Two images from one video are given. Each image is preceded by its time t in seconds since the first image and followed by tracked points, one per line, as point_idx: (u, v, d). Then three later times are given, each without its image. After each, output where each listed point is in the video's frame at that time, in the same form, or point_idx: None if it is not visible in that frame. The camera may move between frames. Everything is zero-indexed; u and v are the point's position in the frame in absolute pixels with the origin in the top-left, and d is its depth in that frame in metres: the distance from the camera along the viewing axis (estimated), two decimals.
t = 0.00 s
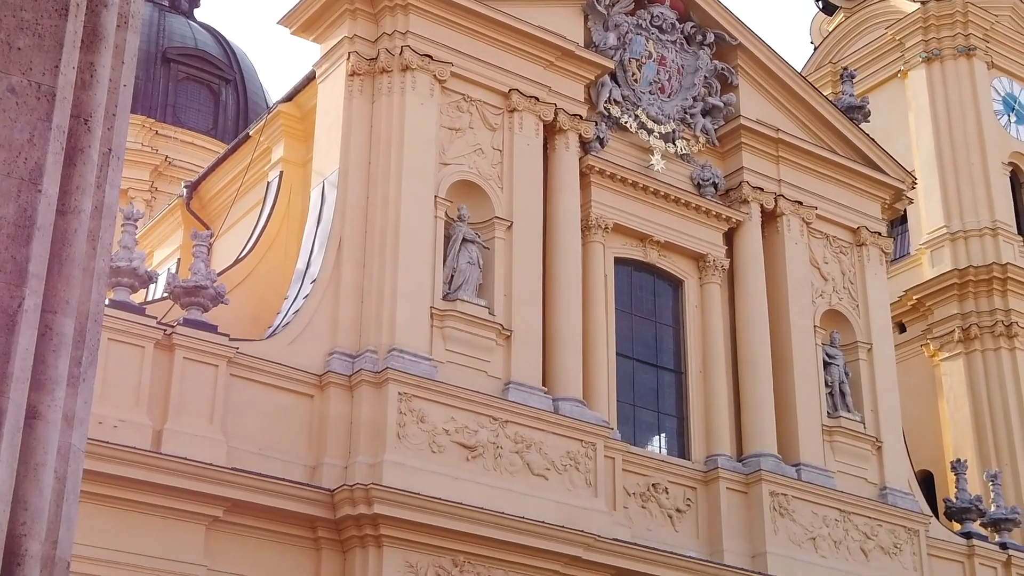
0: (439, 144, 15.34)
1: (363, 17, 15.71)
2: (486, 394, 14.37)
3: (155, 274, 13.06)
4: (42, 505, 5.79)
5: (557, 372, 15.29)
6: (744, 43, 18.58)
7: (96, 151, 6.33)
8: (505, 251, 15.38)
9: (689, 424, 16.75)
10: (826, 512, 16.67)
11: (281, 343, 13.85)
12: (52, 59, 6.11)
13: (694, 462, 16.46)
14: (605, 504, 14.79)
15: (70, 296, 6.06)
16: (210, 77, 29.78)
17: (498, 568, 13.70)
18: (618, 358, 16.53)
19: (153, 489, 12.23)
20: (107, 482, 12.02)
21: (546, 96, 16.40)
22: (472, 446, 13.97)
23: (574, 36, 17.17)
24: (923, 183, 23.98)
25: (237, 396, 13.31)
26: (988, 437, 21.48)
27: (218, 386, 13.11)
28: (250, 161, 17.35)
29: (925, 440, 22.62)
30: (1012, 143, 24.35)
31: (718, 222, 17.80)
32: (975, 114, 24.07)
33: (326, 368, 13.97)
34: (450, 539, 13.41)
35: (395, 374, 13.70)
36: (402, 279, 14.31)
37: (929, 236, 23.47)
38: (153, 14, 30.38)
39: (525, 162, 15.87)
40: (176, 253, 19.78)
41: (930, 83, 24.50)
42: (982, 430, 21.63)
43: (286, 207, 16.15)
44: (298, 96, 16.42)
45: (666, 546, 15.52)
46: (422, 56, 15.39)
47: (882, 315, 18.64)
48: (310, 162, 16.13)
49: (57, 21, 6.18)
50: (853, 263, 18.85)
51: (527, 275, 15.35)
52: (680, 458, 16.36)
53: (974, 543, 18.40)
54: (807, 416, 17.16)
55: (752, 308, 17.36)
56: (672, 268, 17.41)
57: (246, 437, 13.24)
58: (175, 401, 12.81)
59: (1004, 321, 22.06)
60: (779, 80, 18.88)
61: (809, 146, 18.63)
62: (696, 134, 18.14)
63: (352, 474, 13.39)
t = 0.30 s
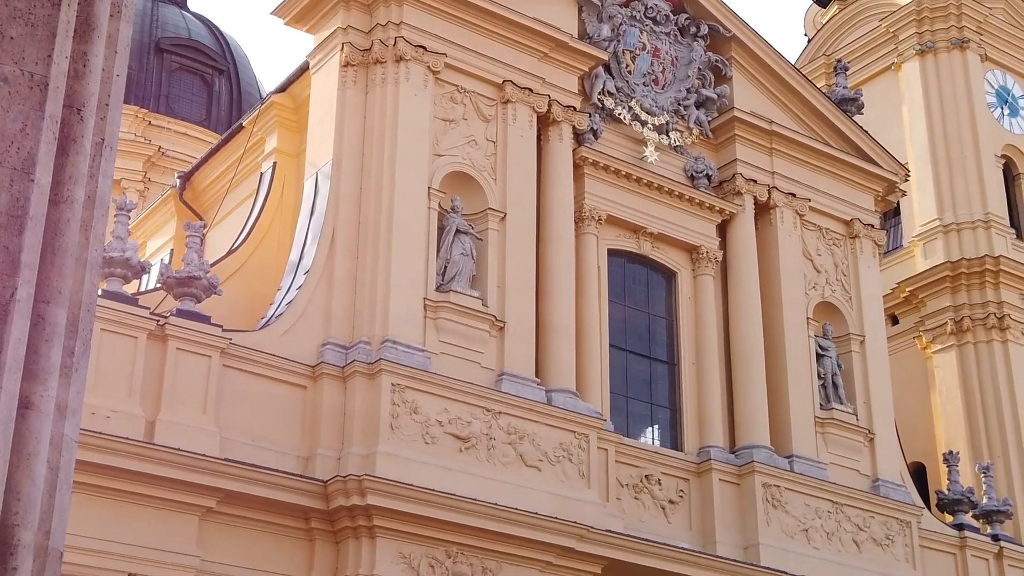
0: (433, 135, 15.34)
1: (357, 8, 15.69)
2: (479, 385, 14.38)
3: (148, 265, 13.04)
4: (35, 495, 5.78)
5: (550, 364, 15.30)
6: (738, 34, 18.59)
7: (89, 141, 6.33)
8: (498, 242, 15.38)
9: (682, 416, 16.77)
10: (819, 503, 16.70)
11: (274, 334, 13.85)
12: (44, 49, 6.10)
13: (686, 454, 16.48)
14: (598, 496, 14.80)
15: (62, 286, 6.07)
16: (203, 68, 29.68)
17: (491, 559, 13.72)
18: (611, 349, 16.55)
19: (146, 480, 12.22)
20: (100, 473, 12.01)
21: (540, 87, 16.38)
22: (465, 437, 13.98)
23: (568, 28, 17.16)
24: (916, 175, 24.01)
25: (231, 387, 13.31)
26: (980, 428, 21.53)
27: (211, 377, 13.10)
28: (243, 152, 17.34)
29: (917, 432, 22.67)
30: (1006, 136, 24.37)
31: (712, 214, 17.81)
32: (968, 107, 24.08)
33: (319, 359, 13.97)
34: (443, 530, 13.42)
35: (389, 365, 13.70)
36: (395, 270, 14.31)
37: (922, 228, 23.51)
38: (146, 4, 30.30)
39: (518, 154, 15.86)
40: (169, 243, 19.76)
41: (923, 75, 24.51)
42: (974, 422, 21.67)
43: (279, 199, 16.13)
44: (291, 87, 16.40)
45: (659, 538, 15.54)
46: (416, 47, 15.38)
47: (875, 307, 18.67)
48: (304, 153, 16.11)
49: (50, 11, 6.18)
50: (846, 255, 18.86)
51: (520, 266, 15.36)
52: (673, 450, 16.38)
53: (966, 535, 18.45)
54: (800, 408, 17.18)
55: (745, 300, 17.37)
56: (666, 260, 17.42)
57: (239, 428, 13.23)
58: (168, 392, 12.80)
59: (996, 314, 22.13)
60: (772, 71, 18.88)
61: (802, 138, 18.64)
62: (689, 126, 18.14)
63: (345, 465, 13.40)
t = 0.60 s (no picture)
0: (427, 127, 15.33)
1: None
2: (472, 377, 14.38)
3: (141, 256, 13.03)
4: (27, 486, 5.80)
5: (543, 356, 15.32)
6: (732, 27, 18.59)
7: (82, 131, 6.33)
8: (492, 234, 15.38)
9: (675, 408, 16.79)
10: (811, 496, 16.73)
11: (268, 326, 13.85)
12: (38, 39, 6.14)
13: (680, 446, 16.50)
14: (591, 488, 14.82)
15: (56, 276, 6.09)
16: (197, 59, 29.58)
17: (484, 551, 13.73)
18: (605, 341, 16.56)
19: (139, 471, 12.22)
20: (93, 464, 12.01)
21: (534, 79, 16.37)
22: (459, 429, 13.99)
23: (563, 19, 17.16)
24: (910, 168, 24.03)
25: (224, 378, 13.31)
26: (972, 421, 21.56)
27: (204, 368, 13.10)
28: (237, 144, 17.32)
29: (910, 425, 22.72)
30: (999, 129, 24.40)
31: (705, 207, 17.82)
32: (962, 100, 24.09)
33: (313, 351, 13.96)
34: (436, 522, 13.42)
35: (382, 357, 13.70)
36: (388, 263, 14.31)
37: (916, 221, 23.54)
38: None
39: (511, 146, 15.86)
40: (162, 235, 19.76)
41: (917, 68, 24.52)
42: (966, 414, 21.70)
43: (273, 190, 16.09)
44: (285, 79, 16.37)
45: (652, 530, 15.56)
46: (410, 39, 15.37)
47: (868, 300, 18.69)
48: (297, 144, 16.09)
49: (43, 2, 6.21)
50: (839, 248, 18.88)
51: (514, 258, 15.36)
52: (666, 442, 16.40)
53: (958, 528, 18.49)
54: (793, 401, 17.21)
55: (739, 292, 17.39)
56: (660, 252, 17.42)
57: (232, 419, 13.23)
58: (161, 383, 12.80)
59: (989, 307, 22.14)
60: (766, 64, 18.88)
61: (796, 131, 18.65)
62: (683, 118, 18.14)
63: (338, 457, 13.40)
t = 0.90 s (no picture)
0: (421, 119, 15.32)
1: None
2: (465, 368, 14.38)
3: (134, 247, 13.02)
4: (21, 477, 5.83)
5: (537, 348, 15.32)
6: (726, 20, 18.59)
7: (75, 122, 6.37)
8: (485, 226, 15.39)
9: (668, 400, 16.80)
10: (804, 488, 16.76)
11: (261, 318, 13.85)
12: (31, 29, 6.17)
13: (672, 438, 16.52)
14: (584, 479, 14.84)
15: (48, 267, 6.11)
16: (190, 50, 29.50)
17: (477, 543, 13.74)
18: (598, 334, 16.57)
19: (132, 462, 12.22)
20: (86, 455, 12.01)
21: (528, 71, 16.36)
22: (452, 421, 13.99)
23: (557, 12, 17.15)
24: (903, 161, 24.06)
25: (217, 370, 13.30)
26: (965, 414, 21.60)
27: (197, 360, 13.09)
28: (230, 135, 17.31)
29: (902, 418, 22.76)
30: (992, 122, 24.42)
31: (699, 199, 17.83)
32: (956, 93, 24.10)
33: (306, 343, 13.96)
34: (429, 514, 13.43)
35: (375, 348, 13.70)
36: (382, 255, 14.31)
37: (909, 214, 23.56)
38: None
39: (505, 138, 15.85)
40: (155, 226, 19.76)
41: (911, 61, 24.53)
42: (958, 407, 21.74)
43: (266, 180, 16.12)
44: (278, 70, 16.35)
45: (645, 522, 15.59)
46: (404, 30, 15.34)
47: (861, 293, 18.72)
48: (291, 136, 16.08)
49: None
50: (832, 241, 18.90)
51: (507, 250, 15.36)
52: (659, 435, 16.42)
53: (950, 520, 18.53)
54: (785, 393, 17.24)
55: (732, 284, 17.41)
56: (653, 245, 17.44)
57: (224, 410, 13.23)
58: (154, 375, 12.79)
59: (982, 300, 22.20)
60: (760, 57, 18.88)
61: (789, 123, 18.66)
62: (677, 111, 18.14)
63: (331, 448, 13.41)
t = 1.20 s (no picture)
0: (414, 110, 15.31)
1: None
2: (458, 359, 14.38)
3: (127, 238, 13.00)
4: (13, 467, 5.86)
5: (530, 340, 15.34)
6: (720, 11, 18.58)
7: (68, 112, 6.38)
8: (479, 218, 15.39)
9: (661, 392, 16.82)
10: (796, 480, 16.79)
11: (254, 309, 13.84)
12: (23, 18, 6.19)
13: (665, 430, 16.54)
14: (577, 471, 14.85)
15: (41, 258, 6.13)
16: (184, 40, 29.40)
17: (470, 534, 13.76)
18: (591, 325, 16.58)
19: (124, 453, 12.21)
20: (79, 446, 12.01)
21: (522, 62, 16.34)
22: (445, 412, 14.00)
23: (550, 3, 17.14)
24: (896, 154, 24.08)
25: (210, 361, 13.29)
26: (957, 405, 21.63)
27: (190, 351, 13.08)
28: (223, 126, 17.28)
29: (894, 410, 22.81)
30: (985, 115, 24.44)
31: (692, 191, 17.82)
32: (949, 85, 24.11)
33: (299, 334, 13.96)
34: (421, 505, 13.44)
35: (369, 339, 13.70)
36: (376, 246, 14.30)
37: (902, 207, 23.58)
38: None
39: (499, 129, 15.85)
40: (148, 217, 19.73)
41: (904, 53, 24.54)
42: (950, 399, 21.77)
43: (259, 172, 16.10)
44: (272, 61, 16.33)
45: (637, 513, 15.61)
46: (397, 21, 15.33)
47: (854, 285, 18.75)
48: (284, 127, 16.06)
49: None
50: (825, 233, 18.92)
51: (500, 241, 15.36)
52: (652, 426, 16.44)
53: (941, 512, 18.59)
54: (778, 385, 17.26)
55: (725, 276, 17.42)
56: (646, 236, 17.44)
57: (217, 401, 13.23)
58: (147, 365, 12.78)
59: (974, 292, 22.24)
60: (754, 49, 18.88)
61: (783, 115, 18.67)
62: (671, 103, 18.13)
63: (324, 439, 13.41)
